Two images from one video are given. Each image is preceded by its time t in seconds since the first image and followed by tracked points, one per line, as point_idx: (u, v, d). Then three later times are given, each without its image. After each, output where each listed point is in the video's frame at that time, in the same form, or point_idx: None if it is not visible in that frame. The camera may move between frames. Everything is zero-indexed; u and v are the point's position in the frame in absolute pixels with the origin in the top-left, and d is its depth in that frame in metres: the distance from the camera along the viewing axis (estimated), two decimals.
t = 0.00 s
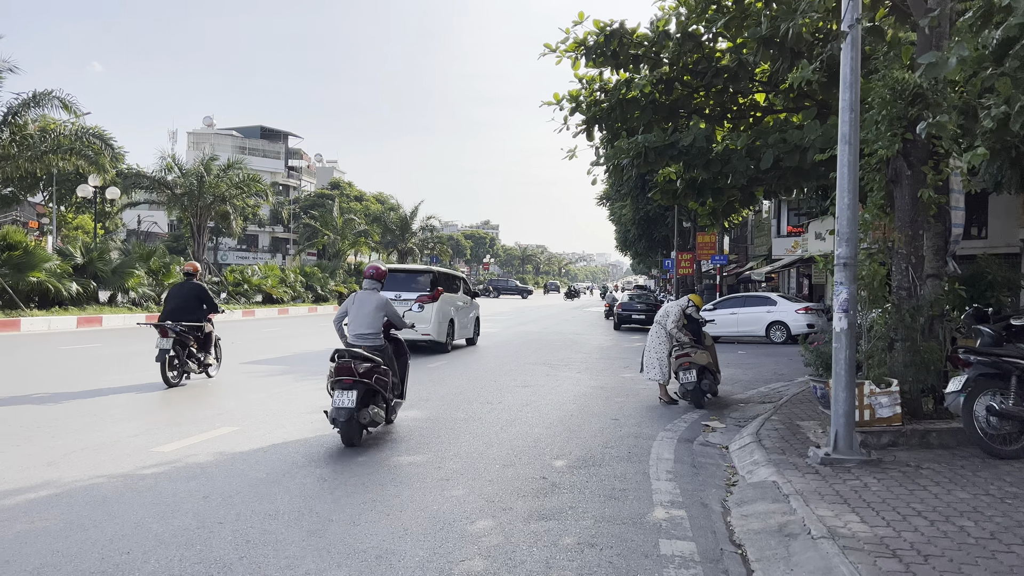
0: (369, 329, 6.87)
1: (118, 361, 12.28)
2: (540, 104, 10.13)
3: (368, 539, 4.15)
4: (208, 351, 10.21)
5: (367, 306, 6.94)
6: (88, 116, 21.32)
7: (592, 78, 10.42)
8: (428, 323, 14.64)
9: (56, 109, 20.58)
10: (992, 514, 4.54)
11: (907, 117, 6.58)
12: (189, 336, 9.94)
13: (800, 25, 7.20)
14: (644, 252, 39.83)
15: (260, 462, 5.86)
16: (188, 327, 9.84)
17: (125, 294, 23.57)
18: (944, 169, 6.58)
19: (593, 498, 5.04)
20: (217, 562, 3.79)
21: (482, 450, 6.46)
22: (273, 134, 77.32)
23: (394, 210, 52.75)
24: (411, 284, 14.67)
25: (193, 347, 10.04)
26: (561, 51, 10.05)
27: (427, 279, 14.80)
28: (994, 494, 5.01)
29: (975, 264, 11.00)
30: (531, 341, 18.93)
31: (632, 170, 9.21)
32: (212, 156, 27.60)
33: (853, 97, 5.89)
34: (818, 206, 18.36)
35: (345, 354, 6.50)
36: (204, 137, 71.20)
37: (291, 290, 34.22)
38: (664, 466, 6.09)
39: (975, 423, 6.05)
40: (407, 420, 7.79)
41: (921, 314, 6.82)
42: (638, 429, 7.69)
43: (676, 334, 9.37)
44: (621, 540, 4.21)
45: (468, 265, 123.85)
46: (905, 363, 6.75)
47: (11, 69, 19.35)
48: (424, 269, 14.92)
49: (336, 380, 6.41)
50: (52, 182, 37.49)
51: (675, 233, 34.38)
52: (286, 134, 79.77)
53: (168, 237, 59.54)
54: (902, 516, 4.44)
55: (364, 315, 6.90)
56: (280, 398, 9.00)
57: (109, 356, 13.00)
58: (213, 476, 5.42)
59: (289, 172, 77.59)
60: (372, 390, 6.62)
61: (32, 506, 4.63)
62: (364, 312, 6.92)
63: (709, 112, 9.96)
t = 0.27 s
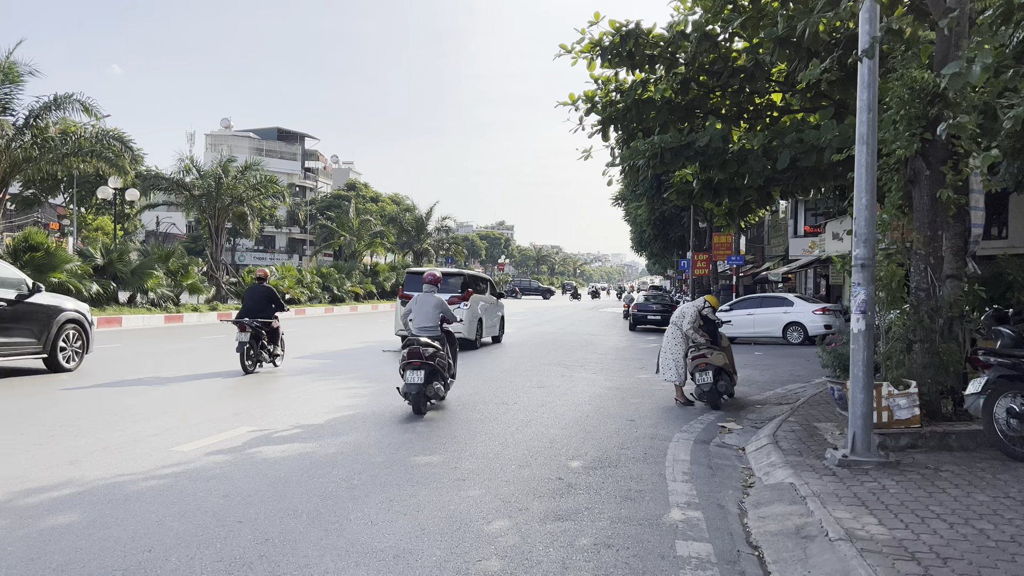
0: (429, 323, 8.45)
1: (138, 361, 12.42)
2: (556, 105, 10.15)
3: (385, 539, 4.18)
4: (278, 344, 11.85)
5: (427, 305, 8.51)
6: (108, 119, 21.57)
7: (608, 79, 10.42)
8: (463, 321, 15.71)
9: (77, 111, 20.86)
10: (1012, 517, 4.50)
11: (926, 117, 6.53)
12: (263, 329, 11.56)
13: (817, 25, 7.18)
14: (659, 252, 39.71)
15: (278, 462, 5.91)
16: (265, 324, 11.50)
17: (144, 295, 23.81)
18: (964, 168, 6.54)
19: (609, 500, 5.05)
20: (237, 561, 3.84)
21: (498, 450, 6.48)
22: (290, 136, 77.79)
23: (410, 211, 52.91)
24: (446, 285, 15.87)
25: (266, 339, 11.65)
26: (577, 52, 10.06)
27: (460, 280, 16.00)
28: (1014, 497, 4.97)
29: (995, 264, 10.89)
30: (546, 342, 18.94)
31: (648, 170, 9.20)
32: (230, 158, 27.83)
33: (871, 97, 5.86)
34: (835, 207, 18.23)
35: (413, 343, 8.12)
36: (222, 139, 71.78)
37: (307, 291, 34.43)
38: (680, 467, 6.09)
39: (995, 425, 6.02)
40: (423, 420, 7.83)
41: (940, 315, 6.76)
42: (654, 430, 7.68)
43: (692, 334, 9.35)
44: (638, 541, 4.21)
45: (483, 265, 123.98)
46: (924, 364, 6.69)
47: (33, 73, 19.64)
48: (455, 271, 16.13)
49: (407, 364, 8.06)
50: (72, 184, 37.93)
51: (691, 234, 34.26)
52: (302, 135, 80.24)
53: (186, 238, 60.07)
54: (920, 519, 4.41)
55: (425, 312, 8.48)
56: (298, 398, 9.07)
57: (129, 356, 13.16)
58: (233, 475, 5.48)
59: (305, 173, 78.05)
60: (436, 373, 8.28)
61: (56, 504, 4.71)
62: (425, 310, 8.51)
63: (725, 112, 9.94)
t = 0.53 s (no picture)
0: (475, 318, 10.23)
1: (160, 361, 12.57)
2: (574, 105, 10.16)
3: (403, 540, 4.20)
4: (336, 339, 13.53)
5: (474, 303, 10.35)
6: (130, 121, 21.83)
7: (626, 79, 10.40)
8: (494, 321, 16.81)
9: (99, 114, 21.16)
10: None
11: (949, 117, 6.45)
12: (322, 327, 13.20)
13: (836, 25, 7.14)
14: (677, 253, 39.55)
15: (298, 462, 5.96)
16: (325, 321, 13.18)
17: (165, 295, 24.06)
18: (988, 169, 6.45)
19: (627, 502, 5.04)
20: (257, 561, 3.87)
21: (516, 452, 6.49)
22: (308, 138, 78.26)
23: (428, 212, 53.08)
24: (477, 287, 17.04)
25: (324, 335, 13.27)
26: (595, 52, 10.06)
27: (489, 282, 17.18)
28: None
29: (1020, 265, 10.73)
30: (563, 343, 18.93)
31: (666, 171, 9.17)
32: (249, 159, 28.06)
33: (892, 97, 5.80)
34: (856, 207, 18.06)
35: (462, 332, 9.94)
36: (241, 141, 72.40)
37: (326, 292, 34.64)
38: (699, 469, 6.07)
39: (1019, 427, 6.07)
40: (441, 421, 7.86)
41: (962, 317, 6.68)
42: (672, 431, 7.66)
43: (710, 336, 9.31)
44: (656, 544, 4.20)
45: (500, 266, 124.11)
46: (946, 367, 6.65)
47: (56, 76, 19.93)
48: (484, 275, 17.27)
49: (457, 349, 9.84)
50: (94, 186, 38.42)
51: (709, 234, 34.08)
52: (321, 137, 80.75)
53: (206, 239, 60.64)
54: (942, 523, 4.37)
55: (471, 310, 10.30)
56: (317, 399, 9.13)
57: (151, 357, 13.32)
58: (252, 476, 5.53)
59: (324, 174, 78.55)
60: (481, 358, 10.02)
61: (80, 503, 4.78)
62: (472, 308, 10.31)
63: (744, 112, 9.88)
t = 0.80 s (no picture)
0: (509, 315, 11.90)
1: (181, 361, 12.72)
2: (591, 105, 10.15)
3: (418, 539, 4.23)
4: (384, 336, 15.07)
5: (510, 304, 12.21)
6: (151, 123, 22.08)
7: (643, 79, 10.37)
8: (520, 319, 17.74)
9: (121, 116, 21.44)
10: None
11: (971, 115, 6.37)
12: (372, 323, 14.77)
13: (855, 23, 7.10)
14: (696, 253, 39.33)
15: (316, 461, 6.01)
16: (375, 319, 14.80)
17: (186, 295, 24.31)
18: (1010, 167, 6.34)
19: (643, 503, 5.03)
20: (275, 559, 3.91)
21: (532, 452, 6.49)
22: (327, 139, 78.68)
23: (446, 213, 53.17)
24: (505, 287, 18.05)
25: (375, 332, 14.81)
26: (612, 52, 10.04)
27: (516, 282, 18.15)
28: None
29: None
30: (580, 343, 18.90)
31: (683, 171, 9.15)
32: (268, 161, 28.28)
33: (912, 96, 5.74)
34: (877, 206, 17.87)
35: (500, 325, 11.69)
36: (261, 142, 72.98)
37: (344, 292, 34.82)
38: (716, 470, 6.04)
39: None
40: (457, 421, 7.87)
41: (984, 318, 6.60)
42: (689, 432, 7.63)
43: (728, 336, 9.25)
44: (672, 545, 4.20)
45: (518, 266, 124.13)
46: (967, 368, 6.57)
47: (79, 79, 20.22)
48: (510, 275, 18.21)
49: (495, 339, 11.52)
50: (117, 187, 38.89)
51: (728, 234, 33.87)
52: (339, 138, 81.20)
53: (226, 240, 61.19)
54: (962, 526, 4.32)
55: (507, 310, 12.15)
56: (335, 399, 9.19)
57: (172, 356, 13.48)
58: (271, 474, 5.59)
59: (342, 175, 78.96)
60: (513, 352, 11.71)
61: (101, 500, 4.86)
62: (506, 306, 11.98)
63: (762, 111, 9.83)
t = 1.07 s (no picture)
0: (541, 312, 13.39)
1: (200, 361, 12.84)
2: (608, 105, 10.12)
3: (434, 539, 4.23)
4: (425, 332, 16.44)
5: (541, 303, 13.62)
6: (171, 125, 22.29)
7: (660, 78, 10.33)
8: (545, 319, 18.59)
9: (142, 118, 21.69)
10: None
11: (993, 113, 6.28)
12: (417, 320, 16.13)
13: (875, 22, 7.06)
14: (714, 253, 39.13)
15: (334, 461, 6.05)
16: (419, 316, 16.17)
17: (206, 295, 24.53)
18: None
19: (660, 504, 5.01)
20: (293, 558, 3.93)
21: (549, 453, 6.49)
22: (345, 140, 79.00)
23: (462, 213, 53.26)
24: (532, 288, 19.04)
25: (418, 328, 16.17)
26: (629, 52, 10.00)
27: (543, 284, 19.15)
28: None
29: None
30: (597, 344, 18.85)
31: (701, 171, 9.10)
32: (287, 162, 28.47)
33: (933, 94, 5.69)
34: (898, 205, 17.67)
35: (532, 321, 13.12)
36: (280, 143, 73.45)
37: (362, 292, 34.97)
38: (734, 472, 6.01)
39: None
40: (474, 422, 7.87)
41: (1007, 319, 6.46)
42: (707, 434, 7.59)
43: (747, 337, 9.20)
44: (689, 547, 4.17)
45: (535, 267, 124.10)
46: (990, 370, 6.43)
47: (100, 82, 20.47)
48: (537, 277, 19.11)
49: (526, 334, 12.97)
50: (137, 188, 39.30)
51: (747, 234, 33.66)
52: (357, 139, 81.56)
53: (245, 240, 61.68)
54: (985, 530, 4.26)
55: (541, 308, 13.60)
56: (352, 399, 9.24)
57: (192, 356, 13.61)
58: (288, 474, 5.62)
59: (360, 176, 79.35)
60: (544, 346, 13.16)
61: (121, 499, 4.90)
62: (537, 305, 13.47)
63: (781, 111, 9.78)
